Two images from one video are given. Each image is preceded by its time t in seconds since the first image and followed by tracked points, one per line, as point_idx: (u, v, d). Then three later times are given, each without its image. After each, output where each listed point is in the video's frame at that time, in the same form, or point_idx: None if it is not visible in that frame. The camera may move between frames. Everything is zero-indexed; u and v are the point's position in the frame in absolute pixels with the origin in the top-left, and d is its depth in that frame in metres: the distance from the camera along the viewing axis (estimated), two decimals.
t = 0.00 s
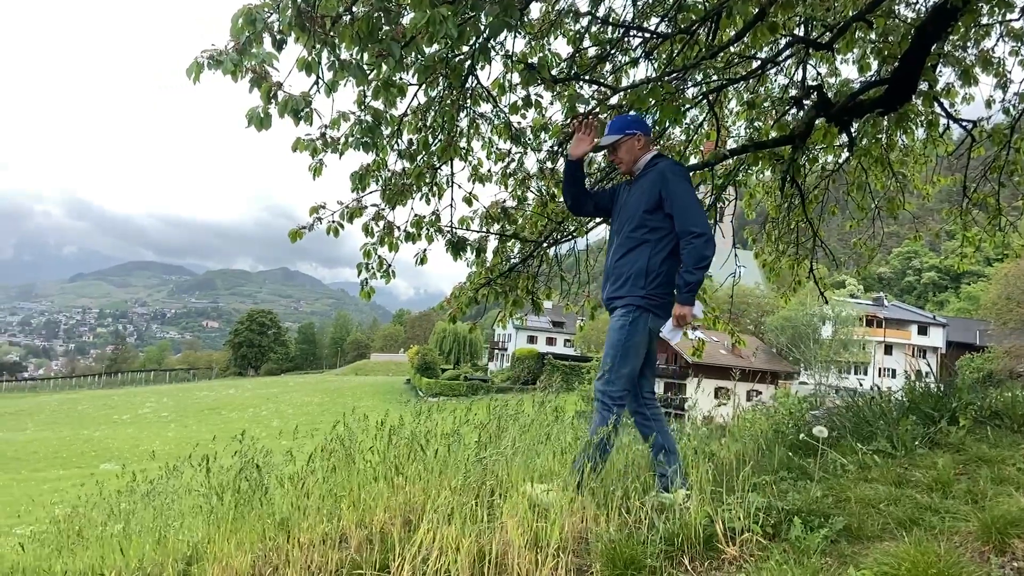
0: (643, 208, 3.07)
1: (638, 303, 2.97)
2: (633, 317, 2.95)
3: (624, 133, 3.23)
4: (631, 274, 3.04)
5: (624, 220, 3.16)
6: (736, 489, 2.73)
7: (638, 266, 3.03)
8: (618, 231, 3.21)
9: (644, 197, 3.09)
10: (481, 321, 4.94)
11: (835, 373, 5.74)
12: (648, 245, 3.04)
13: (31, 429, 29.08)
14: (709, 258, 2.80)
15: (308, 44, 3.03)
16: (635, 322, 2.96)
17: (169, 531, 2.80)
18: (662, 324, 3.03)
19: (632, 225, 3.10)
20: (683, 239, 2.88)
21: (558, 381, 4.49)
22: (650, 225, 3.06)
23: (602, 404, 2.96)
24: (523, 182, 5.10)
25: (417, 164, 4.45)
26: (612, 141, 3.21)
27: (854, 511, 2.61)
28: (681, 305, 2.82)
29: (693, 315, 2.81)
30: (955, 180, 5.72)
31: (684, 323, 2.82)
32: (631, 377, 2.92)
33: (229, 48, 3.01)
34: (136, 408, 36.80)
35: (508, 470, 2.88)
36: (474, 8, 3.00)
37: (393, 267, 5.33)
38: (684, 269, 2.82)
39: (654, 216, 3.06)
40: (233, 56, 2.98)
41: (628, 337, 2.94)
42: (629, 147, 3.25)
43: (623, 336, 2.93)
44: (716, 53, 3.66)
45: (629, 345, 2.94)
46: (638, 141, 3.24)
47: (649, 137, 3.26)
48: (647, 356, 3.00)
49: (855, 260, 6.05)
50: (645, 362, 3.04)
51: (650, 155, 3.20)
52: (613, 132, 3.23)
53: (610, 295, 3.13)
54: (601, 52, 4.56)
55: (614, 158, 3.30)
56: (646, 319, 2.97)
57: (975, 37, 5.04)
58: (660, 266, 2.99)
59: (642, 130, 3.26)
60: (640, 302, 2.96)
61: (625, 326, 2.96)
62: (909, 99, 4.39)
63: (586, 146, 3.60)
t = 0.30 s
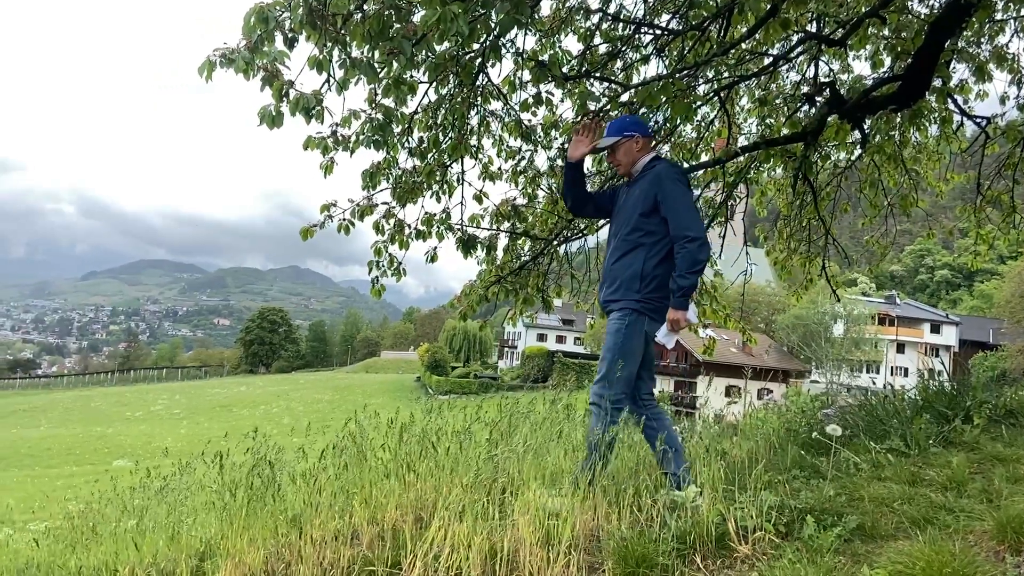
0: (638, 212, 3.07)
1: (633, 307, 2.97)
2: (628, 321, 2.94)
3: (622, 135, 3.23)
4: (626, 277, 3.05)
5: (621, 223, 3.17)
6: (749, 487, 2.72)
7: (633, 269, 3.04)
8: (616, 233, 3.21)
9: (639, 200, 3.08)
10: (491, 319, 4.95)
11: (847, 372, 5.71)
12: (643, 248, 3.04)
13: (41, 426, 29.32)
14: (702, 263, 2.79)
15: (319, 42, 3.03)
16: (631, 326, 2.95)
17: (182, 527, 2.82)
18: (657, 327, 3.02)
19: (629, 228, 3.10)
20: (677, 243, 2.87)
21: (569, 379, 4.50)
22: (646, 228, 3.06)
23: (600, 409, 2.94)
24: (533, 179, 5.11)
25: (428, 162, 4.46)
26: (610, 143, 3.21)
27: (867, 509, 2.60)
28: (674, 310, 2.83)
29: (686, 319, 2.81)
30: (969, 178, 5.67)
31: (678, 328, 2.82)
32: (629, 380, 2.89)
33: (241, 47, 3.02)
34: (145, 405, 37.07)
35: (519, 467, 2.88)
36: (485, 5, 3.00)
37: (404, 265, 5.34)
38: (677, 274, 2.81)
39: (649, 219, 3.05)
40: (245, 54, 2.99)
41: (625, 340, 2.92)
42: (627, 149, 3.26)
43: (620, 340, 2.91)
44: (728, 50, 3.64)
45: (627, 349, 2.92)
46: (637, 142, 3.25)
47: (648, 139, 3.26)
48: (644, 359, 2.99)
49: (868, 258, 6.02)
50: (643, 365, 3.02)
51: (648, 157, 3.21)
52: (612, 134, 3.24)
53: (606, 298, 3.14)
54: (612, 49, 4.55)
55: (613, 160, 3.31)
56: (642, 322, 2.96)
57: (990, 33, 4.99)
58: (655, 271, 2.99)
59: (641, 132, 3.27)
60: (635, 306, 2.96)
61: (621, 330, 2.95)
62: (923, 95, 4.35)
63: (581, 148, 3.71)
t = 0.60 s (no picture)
0: (633, 217, 3.08)
1: (627, 312, 2.97)
2: (622, 326, 2.94)
3: (620, 138, 3.26)
4: (620, 282, 3.06)
5: (616, 227, 3.17)
6: (761, 486, 2.71)
7: (627, 274, 3.04)
8: (610, 237, 3.21)
9: (635, 205, 3.09)
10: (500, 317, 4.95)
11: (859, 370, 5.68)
12: (638, 253, 3.05)
13: (52, 423, 29.58)
14: (695, 269, 2.82)
15: (331, 40, 3.05)
16: (626, 331, 2.95)
17: (196, 521, 2.85)
18: (651, 332, 3.03)
19: (623, 233, 3.10)
20: (671, 248, 2.90)
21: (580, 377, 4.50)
22: (641, 233, 3.06)
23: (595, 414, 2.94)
24: (544, 177, 5.14)
25: (438, 159, 4.47)
26: (607, 146, 3.25)
27: (880, 508, 2.59)
28: (666, 314, 2.85)
29: (679, 325, 2.85)
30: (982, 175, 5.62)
31: (669, 333, 2.85)
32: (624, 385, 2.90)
33: (253, 45, 3.04)
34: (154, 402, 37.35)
35: (531, 465, 2.88)
36: (495, 3, 3.00)
37: (414, 263, 5.36)
38: (670, 280, 2.84)
39: (645, 224, 3.06)
40: (258, 52, 3.02)
41: (619, 346, 2.92)
42: (625, 153, 3.30)
43: (614, 345, 2.91)
44: (739, 47, 3.64)
45: (622, 354, 2.92)
46: (634, 147, 3.29)
47: (645, 144, 3.29)
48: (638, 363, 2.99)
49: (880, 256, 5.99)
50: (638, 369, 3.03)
51: (645, 161, 3.23)
52: (611, 137, 3.28)
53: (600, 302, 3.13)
54: (623, 47, 4.55)
55: (611, 163, 3.35)
56: (636, 327, 2.96)
57: (1004, 29, 4.95)
58: (649, 276, 3.00)
59: (640, 136, 3.30)
60: (629, 311, 2.96)
61: (615, 335, 2.95)
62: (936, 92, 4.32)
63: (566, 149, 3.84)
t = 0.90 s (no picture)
0: (628, 222, 3.12)
1: (621, 316, 3.00)
2: (615, 329, 2.98)
3: (616, 142, 3.29)
4: (614, 286, 3.10)
5: (612, 232, 3.21)
6: (773, 484, 2.70)
7: (621, 279, 3.08)
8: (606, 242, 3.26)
9: (630, 210, 3.12)
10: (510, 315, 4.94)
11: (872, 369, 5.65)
12: (632, 258, 3.08)
13: (62, 420, 29.84)
14: (687, 276, 2.82)
15: (342, 38, 3.07)
16: (619, 335, 2.98)
17: (209, 516, 2.86)
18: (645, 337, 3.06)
19: (618, 238, 3.14)
20: (664, 255, 2.90)
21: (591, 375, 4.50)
22: (635, 238, 3.10)
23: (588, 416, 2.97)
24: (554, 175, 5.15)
25: (448, 157, 4.48)
26: (603, 150, 3.28)
27: (894, 506, 2.57)
28: (658, 322, 2.84)
29: (669, 332, 2.84)
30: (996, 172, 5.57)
31: (660, 340, 2.84)
32: (618, 388, 2.92)
33: (265, 43, 3.06)
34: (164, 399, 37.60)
35: (541, 463, 2.88)
36: (506, 0, 3.00)
37: (424, 261, 5.37)
38: (662, 286, 2.83)
39: (639, 230, 3.09)
40: (270, 51, 3.04)
41: (612, 349, 2.96)
42: (620, 157, 3.33)
43: (607, 348, 2.95)
44: (751, 43, 3.63)
45: (614, 357, 2.95)
46: (630, 151, 3.32)
47: (641, 148, 3.33)
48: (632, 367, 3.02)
49: (892, 254, 5.95)
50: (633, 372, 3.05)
51: (641, 164, 3.26)
52: (606, 141, 3.31)
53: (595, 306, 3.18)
54: (634, 44, 4.55)
55: (607, 167, 3.39)
56: (629, 331, 3.00)
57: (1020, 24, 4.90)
58: (642, 281, 3.03)
59: (636, 140, 3.33)
60: (622, 315, 3.00)
61: (609, 338, 2.99)
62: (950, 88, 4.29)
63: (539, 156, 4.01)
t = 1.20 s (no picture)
0: (624, 222, 3.13)
1: (617, 315, 3.01)
2: (612, 328, 2.99)
3: (612, 142, 3.28)
4: (611, 286, 3.11)
5: (608, 232, 3.22)
6: (786, 483, 2.69)
7: (617, 278, 3.09)
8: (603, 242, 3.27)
9: (625, 210, 3.13)
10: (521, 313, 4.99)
11: (884, 367, 5.61)
12: (628, 258, 3.10)
13: (72, 417, 30.06)
14: (679, 276, 2.82)
15: (353, 36, 3.07)
16: (615, 334, 2.99)
17: (221, 513, 2.87)
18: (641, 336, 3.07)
19: (615, 238, 3.16)
20: (658, 254, 2.91)
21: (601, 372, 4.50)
22: (631, 238, 3.11)
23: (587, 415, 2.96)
24: (564, 173, 5.26)
25: (459, 155, 4.49)
26: (599, 150, 3.27)
27: (908, 506, 2.55)
28: (649, 321, 2.84)
29: (661, 332, 2.83)
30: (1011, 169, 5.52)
31: (652, 339, 2.84)
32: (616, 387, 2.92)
33: (277, 41, 3.07)
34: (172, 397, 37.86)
35: (552, 461, 2.87)
36: None
37: (434, 259, 5.39)
38: (654, 286, 2.84)
39: (635, 229, 3.10)
40: (281, 48, 3.05)
41: (609, 348, 2.97)
42: (616, 157, 3.32)
43: (604, 348, 2.96)
44: (764, 40, 3.62)
45: (612, 356, 2.96)
46: (626, 150, 3.31)
47: (637, 147, 3.32)
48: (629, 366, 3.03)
49: (905, 252, 5.91)
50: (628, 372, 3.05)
51: (637, 164, 3.26)
52: (601, 141, 3.29)
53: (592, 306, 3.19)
54: (645, 40, 4.54)
55: (603, 167, 3.38)
56: (626, 330, 3.01)
57: None
58: (638, 281, 3.04)
59: (631, 139, 3.31)
60: (619, 314, 3.01)
61: (606, 337, 2.99)
62: (965, 84, 4.25)
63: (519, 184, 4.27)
